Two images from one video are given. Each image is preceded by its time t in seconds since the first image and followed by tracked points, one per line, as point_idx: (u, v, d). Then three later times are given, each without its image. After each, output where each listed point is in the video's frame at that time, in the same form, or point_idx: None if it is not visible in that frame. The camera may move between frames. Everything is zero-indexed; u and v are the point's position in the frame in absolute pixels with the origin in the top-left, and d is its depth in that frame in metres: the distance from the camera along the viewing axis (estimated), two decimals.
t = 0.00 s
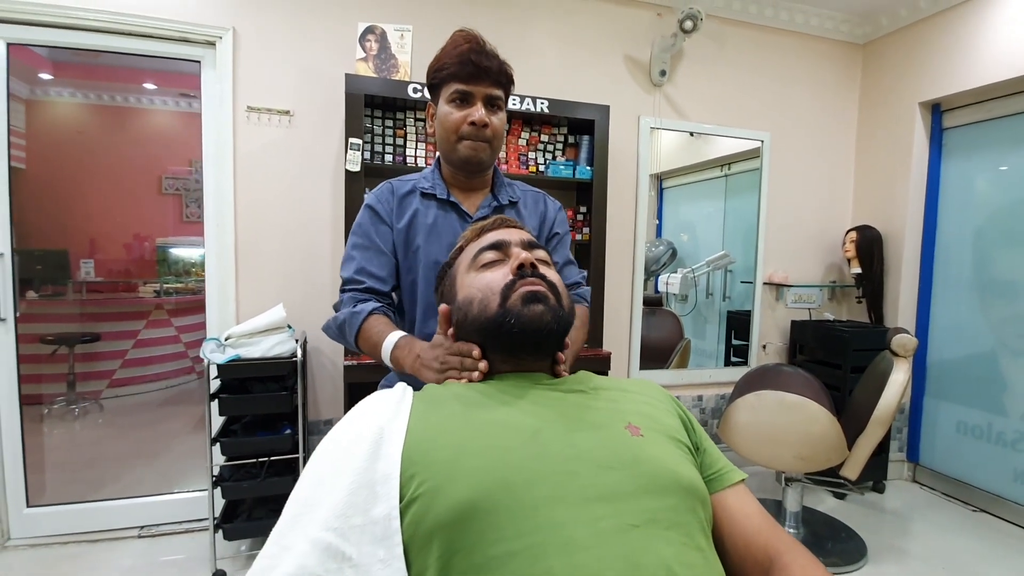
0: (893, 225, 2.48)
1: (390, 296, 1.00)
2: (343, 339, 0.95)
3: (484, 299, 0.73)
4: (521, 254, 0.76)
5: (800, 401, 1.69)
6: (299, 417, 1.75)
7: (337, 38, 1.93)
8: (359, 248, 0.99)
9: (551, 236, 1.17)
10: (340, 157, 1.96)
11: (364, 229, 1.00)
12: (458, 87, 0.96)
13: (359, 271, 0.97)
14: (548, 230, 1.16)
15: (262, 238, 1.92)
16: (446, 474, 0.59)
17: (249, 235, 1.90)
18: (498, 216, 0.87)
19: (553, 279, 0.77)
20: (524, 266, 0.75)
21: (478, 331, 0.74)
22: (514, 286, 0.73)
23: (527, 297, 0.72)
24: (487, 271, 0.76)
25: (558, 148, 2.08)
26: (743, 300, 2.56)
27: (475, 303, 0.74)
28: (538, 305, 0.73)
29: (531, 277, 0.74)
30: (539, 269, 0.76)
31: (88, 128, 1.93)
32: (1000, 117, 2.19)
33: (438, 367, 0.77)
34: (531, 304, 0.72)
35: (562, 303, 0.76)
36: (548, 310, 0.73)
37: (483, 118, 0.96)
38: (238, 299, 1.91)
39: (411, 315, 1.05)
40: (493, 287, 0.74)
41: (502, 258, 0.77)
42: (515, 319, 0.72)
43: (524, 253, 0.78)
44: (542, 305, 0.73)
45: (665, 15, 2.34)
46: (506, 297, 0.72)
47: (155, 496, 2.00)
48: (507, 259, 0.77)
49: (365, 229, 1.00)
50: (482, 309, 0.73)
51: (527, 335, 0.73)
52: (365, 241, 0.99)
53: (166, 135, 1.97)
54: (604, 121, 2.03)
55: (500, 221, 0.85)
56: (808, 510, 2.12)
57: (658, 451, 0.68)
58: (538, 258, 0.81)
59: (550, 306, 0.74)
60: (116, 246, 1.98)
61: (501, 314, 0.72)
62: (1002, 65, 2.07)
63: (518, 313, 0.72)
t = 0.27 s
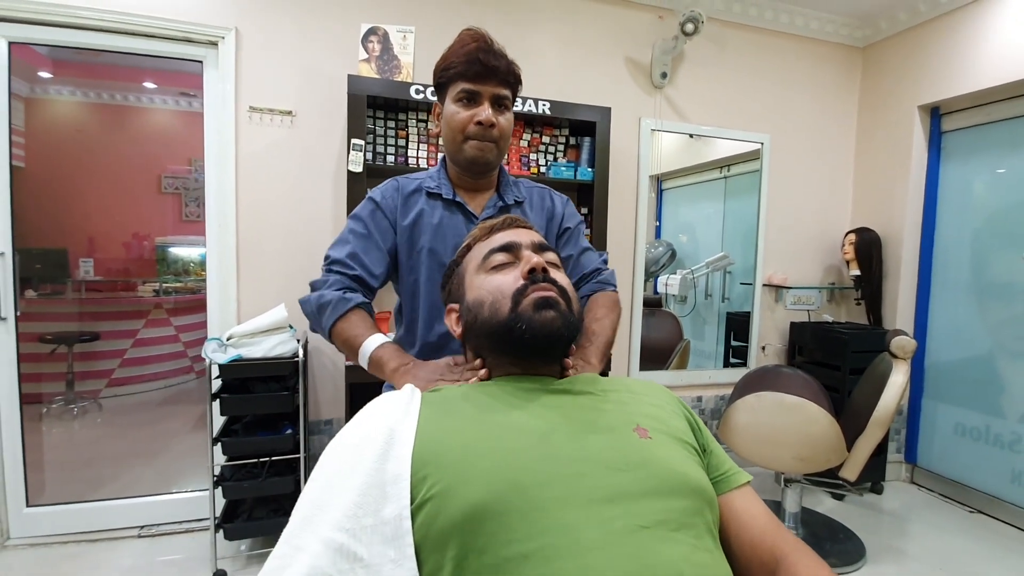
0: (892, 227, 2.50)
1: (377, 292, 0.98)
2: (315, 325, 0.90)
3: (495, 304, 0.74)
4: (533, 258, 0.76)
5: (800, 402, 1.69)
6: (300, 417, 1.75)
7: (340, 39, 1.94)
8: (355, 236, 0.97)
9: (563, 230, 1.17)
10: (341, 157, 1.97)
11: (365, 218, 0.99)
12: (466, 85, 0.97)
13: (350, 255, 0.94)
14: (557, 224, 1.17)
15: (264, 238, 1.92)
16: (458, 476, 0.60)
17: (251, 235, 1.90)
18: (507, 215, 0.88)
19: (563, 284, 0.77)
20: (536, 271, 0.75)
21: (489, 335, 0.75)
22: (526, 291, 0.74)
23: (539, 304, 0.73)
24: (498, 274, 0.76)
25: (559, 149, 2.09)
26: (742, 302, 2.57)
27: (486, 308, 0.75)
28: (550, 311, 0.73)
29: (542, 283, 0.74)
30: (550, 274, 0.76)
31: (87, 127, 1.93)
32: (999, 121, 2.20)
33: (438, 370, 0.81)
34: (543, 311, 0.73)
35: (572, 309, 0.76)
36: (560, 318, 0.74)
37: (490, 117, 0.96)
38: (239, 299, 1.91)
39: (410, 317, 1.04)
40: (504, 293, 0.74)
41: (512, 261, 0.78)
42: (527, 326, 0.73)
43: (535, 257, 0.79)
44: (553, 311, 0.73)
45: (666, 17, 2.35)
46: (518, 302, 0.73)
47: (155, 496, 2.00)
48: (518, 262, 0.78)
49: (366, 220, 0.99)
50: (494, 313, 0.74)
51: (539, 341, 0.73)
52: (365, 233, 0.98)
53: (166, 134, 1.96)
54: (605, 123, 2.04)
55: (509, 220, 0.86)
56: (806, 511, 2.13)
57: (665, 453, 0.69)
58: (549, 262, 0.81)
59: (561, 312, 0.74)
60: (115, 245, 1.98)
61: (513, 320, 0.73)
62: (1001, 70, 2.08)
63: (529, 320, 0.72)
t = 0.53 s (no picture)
0: (889, 230, 2.51)
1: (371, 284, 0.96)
2: (308, 311, 0.86)
3: (504, 308, 0.74)
4: (543, 263, 0.77)
5: (798, 403, 1.70)
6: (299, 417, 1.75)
7: (341, 39, 1.94)
8: (358, 225, 0.95)
9: (570, 228, 1.18)
10: (342, 157, 1.97)
11: (371, 210, 0.98)
12: (470, 80, 0.98)
13: (353, 245, 0.92)
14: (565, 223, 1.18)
15: (264, 238, 1.92)
16: (466, 479, 0.60)
17: (251, 235, 1.90)
18: (516, 211, 0.88)
19: (572, 289, 0.78)
20: (546, 276, 0.75)
21: (498, 339, 0.75)
22: (535, 298, 0.74)
23: (549, 310, 0.73)
24: (507, 278, 0.76)
25: (559, 150, 2.09)
26: (740, 303, 2.58)
27: (495, 312, 0.75)
28: (559, 319, 0.73)
29: (553, 289, 0.75)
30: (560, 279, 0.76)
31: (85, 126, 1.91)
32: (995, 124, 2.22)
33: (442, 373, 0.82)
34: (553, 317, 0.73)
35: (581, 315, 0.77)
36: (569, 325, 0.74)
37: (492, 112, 0.97)
38: (239, 299, 1.91)
39: (404, 315, 1.04)
40: (514, 297, 0.74)
41: (522, 263, 0.78)
42: (537, 332, 0.73)
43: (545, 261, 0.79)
44: (563, 319, 0.74)
45: (666, 20, 2.36)
46: (527, 308, 0.73)
47: (153, 495, 1.99)
48: (528, 265, 0.78)
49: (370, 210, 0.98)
50: (503, 317, 0.74)
51: (548, 349, 0.74)
52: (369, 224, 0.97)
53: (165, 132, 1.95)
54: (604, 125, 2.04)
55: (517, 217, 0.86)
56: (804, 512, 2.14)
57: (671, 456, 0.69)
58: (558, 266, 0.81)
59: (570, 319, 0.75)
60: (113, 244, 1.98)
61: (522, 326, 0.73)
62: (998, 74, 2.10)
63: (539, 327, 0.73)
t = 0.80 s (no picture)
0: (887, 233, 2.53)
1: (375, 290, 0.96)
2: (314, 321, 0.87)
3: (513, 318, 0.74)
4: (555, 273, 0.75)
5: (797, 405, 1.71)
6: (299, 416, 1.75)
7: (342, 39, 1.94)
8: (360, 230, 0.95)
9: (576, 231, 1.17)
10: (342, 156, 1.97)
11: (373, 213, 0.98)
12: (477, 76, 0.97)
13: (354, 251, 0.92)
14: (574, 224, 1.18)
15: (264, 237, 1.92)
16: (473, 482, 0.61)
17: (251, 235, 1.90)
18: (526, 208, 0.86)
19: (583, 300, 0.77)
20: (557, 288, 0.74)
21: (504, 348, 0.74)
22: (545, 310, 0.73)
23: (559, 324, 0.73)
24: (517, 286, 0.75)
25: (560, 151, 2.09)
26: (738, 305, 2.59)
27: (503, 320, 0.74)
28: (568, 334, 0.73)
29: (564, 302, 0.74)
30: (571, 290, 0.75)
31: (82, 123, 1.92)
32: (993, 129, 2.23)
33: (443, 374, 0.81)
34: (562, 332, 0.73)
35: (590, 327, 0.76)
36: (578, 339, 0.74)
37: (498, 109, 0.97)
38: (239, 298, 1.91)
39: (406, 316, 1.05)
40: (524, 307, 0.74)
41: (532, 270, 0.77)
42: (545, 345, 0.72)
43: (556, 270, 0.77)
44: (572, 334, 0.73)
45: (667, 22, 2.37)
46: (536, 321, 0.73)
47: (151, 494, 1.99)
48: (538, 273, 0.76)
49: (371, 214, 0.98)
50: (511, 328, 0.73)
51: (555, 362, 0.74)
52: (370, 228, 0.97)
53: (163, 131, 1.96)
54: (605, 126, 2.05)
55: (528, 217, 0.83)
56: (801, 513, 2.14)
57: (675, 459, 0.70)
58: (568, 272, 0.80)
59: (579, 333, 0.74)
60: (111, 242, 1.98)
61: (531, 338, 0.73)
62: (996, 78, 2.11)
63: (548, 340, 0.72)
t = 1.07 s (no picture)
0: (886, 235, 2.53)
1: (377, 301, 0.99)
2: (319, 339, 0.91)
3: (519, 329, 0.72)
4: (564, 285, 0.72)
5: (796, 407, 1.71)
6: (299, 416, 1.75)
7: (344, 39, 1.94)
8: (356, 242, 0.96)
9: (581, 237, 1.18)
10: (343, 156, 1.97)
11: (370, 222, 0.98)
12: (485, 75, 0.97)
13: (351, 266, 0.94)
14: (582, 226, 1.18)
15: (265, 237, 1.92)
16: (477, 482, 0.61)
17: (252, 235, 1.90)
18: (536, 206, 0.81)
19: (591, 311, 0.75)
20: (565, 303, 0.71)
21: (508, 357, 0.73)
22: (552, 325, 0.71)
23: (565, 341, 0.71)
24: (524, 296, 0.72)
25: (561, 152, 2.10)
26: (737, 307, 2.59)
27: (508, 331, 0.72)
28: (574, 350, 0.72)
29: (571, 317, 0.72)
30: (579, 303, 0.72)
31: (82, 122, 1.91)
32: (991, 132, 2.24)
33: (443, 379, 0.80)
34: (568, 348, 0.72)
35: (596, 339, 0.75)
36: (584, 353, 0.73)
37: (507, 110, 0.97)
38: (239, 298, 1.91)
39: (407, 321, 1.05)
40: (530, 320, 0.71)
41: (541, 278, 0.73)
42: (550, 360, 0.71)
43: (565, 279, 0.74)
44: (577, 349, 0.72)
45: (668, 24, 2.37)
46: (542, 336, 0.71)
47: (149, 494, 1.98)
48: (546, 282, 0.73)
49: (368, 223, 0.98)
50: (516, 339, 0.72)
51: (558, 376, 0.73)
52: (368, 238, 0.98)
53: (164, 130, 1.96)
54: (606, 128, 2.05)
55: (538, 219, 0.79)
56: (800, 515, 2.15)
57: (677, 460, 0.70)
58: (577, 279, 0.77)
59: (585, 348, 0.73)
60: (109, 241, 1.97)
61: (535, 353, 0.71)
62: (995, 82, 2.11)
63: (553, 355, 0.71)
